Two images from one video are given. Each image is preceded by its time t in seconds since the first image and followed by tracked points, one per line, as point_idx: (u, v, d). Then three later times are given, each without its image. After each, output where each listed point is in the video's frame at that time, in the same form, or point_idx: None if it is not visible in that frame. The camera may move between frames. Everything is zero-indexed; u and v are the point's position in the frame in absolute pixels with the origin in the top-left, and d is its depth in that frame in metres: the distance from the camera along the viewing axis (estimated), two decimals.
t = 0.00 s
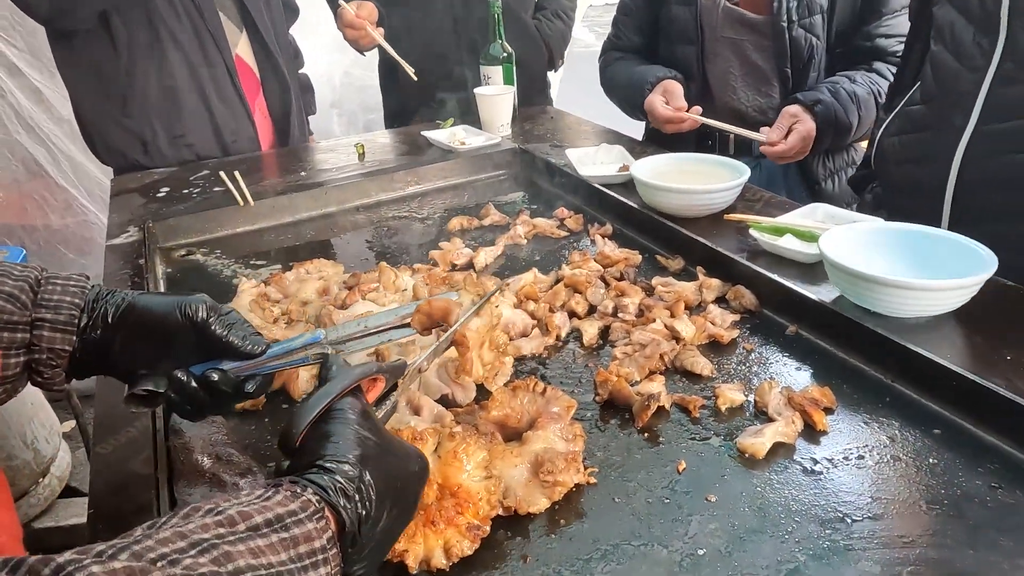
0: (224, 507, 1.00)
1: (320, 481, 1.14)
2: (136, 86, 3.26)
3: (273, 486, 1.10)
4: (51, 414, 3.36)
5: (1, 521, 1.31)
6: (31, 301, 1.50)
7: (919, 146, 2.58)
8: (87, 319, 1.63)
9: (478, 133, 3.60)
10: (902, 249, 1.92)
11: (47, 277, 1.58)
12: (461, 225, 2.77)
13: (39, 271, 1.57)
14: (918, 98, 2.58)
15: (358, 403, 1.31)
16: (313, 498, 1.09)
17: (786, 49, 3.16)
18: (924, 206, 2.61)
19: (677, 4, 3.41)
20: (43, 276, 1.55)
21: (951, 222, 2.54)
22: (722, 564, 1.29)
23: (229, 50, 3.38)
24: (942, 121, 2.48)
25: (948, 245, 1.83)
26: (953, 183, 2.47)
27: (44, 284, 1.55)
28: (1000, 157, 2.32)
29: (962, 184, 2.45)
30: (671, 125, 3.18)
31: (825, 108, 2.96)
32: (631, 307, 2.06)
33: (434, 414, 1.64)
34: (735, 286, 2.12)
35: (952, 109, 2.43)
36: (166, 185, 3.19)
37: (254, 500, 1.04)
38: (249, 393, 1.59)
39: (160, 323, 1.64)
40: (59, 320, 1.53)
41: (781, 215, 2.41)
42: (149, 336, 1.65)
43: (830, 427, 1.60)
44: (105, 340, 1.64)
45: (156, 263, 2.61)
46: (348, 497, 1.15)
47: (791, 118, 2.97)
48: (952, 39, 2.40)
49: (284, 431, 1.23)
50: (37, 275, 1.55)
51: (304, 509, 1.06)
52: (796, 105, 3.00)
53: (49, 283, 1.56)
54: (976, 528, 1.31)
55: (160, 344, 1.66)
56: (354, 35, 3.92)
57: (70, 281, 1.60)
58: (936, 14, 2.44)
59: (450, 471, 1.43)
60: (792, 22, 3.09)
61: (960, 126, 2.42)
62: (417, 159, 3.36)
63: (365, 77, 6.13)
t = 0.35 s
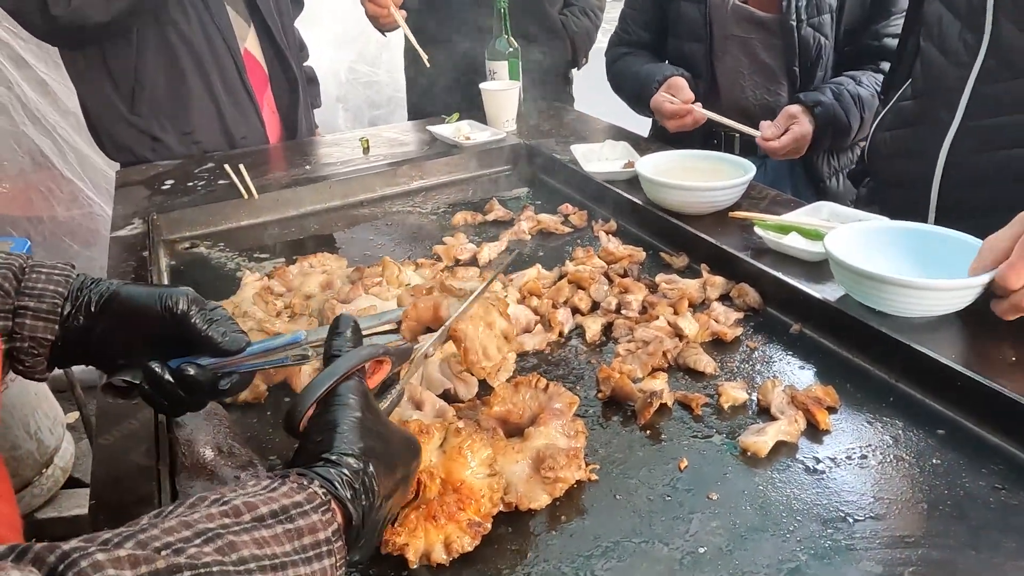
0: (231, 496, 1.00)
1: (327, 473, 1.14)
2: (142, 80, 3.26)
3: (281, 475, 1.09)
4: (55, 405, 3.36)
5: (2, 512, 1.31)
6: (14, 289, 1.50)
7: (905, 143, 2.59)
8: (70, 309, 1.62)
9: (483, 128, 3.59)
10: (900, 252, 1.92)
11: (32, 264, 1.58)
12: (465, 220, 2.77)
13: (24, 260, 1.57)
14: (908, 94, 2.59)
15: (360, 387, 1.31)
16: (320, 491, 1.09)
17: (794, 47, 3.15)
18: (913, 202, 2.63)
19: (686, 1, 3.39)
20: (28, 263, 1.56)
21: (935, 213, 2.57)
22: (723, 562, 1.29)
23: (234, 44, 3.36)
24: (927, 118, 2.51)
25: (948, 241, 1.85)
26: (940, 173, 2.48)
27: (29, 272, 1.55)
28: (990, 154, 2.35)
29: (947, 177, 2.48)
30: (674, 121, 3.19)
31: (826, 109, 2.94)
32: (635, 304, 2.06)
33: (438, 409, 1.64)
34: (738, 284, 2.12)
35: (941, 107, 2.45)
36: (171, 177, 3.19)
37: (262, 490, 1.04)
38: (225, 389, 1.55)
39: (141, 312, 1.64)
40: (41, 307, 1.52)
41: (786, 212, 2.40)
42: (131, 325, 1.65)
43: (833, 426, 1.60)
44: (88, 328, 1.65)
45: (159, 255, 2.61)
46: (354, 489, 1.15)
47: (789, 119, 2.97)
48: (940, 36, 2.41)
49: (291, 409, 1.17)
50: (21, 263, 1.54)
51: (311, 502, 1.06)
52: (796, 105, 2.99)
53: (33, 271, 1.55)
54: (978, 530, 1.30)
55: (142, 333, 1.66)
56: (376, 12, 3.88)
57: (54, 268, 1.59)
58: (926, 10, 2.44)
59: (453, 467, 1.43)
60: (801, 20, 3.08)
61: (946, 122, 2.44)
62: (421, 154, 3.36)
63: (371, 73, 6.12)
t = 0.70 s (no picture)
0: (195, 507, 0.98)
1: (297, 479, 1.13)
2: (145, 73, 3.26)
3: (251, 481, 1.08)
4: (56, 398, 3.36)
5: None
6: None
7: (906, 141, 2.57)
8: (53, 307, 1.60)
9: (485, 124, 3.57)
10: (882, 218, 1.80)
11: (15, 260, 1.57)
12: (465, 217, 2.76)
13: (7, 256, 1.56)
14: (911, 91, 2.58)
15: (342, 398, 1.33)
16: (288, 498, 1.08)
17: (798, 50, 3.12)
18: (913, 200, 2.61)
19: None
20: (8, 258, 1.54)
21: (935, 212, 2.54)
22: (715, 566, 1.28)
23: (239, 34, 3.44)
24: (926, 115, 2.49)
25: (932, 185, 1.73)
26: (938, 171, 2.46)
27: (10, 269, 1.54)
28: (981, 151, 2.33)
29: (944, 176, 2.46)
30: (685, 118, 3.16)
31: (828, 110, 2.94)
32: (632, 304, 2.04)
33: (431, 408, 1.63)
34: (737, 284, 2.10)
35: (940, 104, 2.43)
36: (171, 171, 3.18)
37: (230, 499, 1.03)
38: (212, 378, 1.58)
39: (127, 309, 1.62)
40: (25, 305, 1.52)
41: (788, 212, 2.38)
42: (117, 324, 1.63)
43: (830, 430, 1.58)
44: (73, 326, 1.63)
45: (158, 249, 2.60)
46: (327, 497, 1.14)
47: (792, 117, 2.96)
48: (942, 34, 2.39)
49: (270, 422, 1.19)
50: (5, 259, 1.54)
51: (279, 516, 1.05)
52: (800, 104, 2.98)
53: (17, 267, 1.54)
54: (974, 538, 1.29)
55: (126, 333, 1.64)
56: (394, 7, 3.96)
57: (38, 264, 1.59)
58: (929, 7, 2.42)
59: (443, 467, 1.42)
60: (805, 22, 3.05)
61: (945, 121, 2.42)
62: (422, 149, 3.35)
63: (375, 68, 6.11)
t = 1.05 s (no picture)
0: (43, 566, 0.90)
1: (181, 514, 1.02)
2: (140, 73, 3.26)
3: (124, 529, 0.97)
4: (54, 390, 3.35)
5: None
6: (58, 265, 1.30)
7: (909, 140, 2.55)
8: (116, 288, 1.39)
9: (485, 119, 3.54)
10: (897, 228, 1.82)
11: (74, 233, 1.37)
12: (461, 213, 2.74)
13: (67, 230, 1.36)
14: (916, 89, 2.54)
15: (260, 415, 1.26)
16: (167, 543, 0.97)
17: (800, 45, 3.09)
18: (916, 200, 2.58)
19: None
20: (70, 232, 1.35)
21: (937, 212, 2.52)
22: (702, 571, 1.26)
23: (241, 30, 3.46)
24: (930, 114, 2.46)
25: (950, 202, 1.75)
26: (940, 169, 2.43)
27: (72, 245, 1.34)
28: (984, 152, 2.30)
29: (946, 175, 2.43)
30: (689, 118, 3.12)
31: (830, 109, 2.90)
32: (627, 302, 2.02)
33: (419, 405, 1.62)
34: (733, 283, 2.08)
35: (944, 103, 2.40)
36: (168, 163, 3.17)
37: (97, 550, 0.94)
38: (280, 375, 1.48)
39: (203, 303, 1.46)
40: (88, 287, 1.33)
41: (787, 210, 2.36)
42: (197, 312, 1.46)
43: (823, 432, 1.56)
44: (137, 309, 1.41)
45: (153, 243, 2.59)
46: (221, 530, 1.03)
47: (793, 116, 2.92)
48: (948, 31, 2.36)
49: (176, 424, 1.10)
50: (65, 234, 1.34)
51: None
52: (803, 105, 2.94)
53: (78, 244, 1.34)
54: (965, 543, 1.27)
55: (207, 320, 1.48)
56: (405, 7, 4.05)
57: (102, 240, 1.39)
58: (935, 4, 2.39)
59: (429, 467, 1.41)
60: (807, 19, 3.01)
61: (948, 120, 2.40)
62: (420, 144, 3.32)
63: (378, 62, 6.08)
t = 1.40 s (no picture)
0: None
1: None
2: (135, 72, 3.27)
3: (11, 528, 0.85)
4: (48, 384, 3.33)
5: None
6: (53, 286, 1.26)
7: (920, 142, 2.50)
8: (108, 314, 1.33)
9: (484, 116, 3.51)
10: (912, 261, 1.81)
11: (76, 250, 1.33)
12: (458, 211, 2.70)
13: (71, 245, 1.32)
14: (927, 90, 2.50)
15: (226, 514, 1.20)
16: None
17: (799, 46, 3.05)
18: (925, 202, 2.54)
19: None
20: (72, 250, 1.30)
21: (945, 214, 2.48)
22: None
23: (241, 24, 3.43)
24: (941, 116, 2.42)
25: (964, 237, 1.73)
26: (951, 171, 2.39)
27: (70, 265, 1.29)
28: (997, 154, 2.27)
29: (956, 177, 2.39)
30: (683, 114, 3.11)
31: (825, 110, 2.86)
32: (621, 303, 1.99)
33: (406, 407, 1.59)
34: (731, 285, 2.05)
35: (954, 104, 2.36)
36: (165, 158, 3.15)
37: None
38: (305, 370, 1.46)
39: (213, 338, 1.36)
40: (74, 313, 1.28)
41: (788, 211, 2.32)
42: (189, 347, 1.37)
43: (818, 439, 1.53)
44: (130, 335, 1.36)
45: (146, 239, 2.56)
46: None
47: (788, 115, 2.89)
48: (960, 31, 2.32)
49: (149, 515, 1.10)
50: (64, 252, 1.29)
51: None
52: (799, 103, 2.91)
53: (76, 263, 1.30)
54: (961, 556, 1.23)
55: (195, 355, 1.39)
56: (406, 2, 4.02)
57: (104, 261, 1.33)
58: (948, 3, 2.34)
59: (414, 471, 1.37)
60: (804, 19, 2.97)
61: (959, 121, 2.35)
62: (418, 141, 3.30)
63: (380, 57, 6.04)
